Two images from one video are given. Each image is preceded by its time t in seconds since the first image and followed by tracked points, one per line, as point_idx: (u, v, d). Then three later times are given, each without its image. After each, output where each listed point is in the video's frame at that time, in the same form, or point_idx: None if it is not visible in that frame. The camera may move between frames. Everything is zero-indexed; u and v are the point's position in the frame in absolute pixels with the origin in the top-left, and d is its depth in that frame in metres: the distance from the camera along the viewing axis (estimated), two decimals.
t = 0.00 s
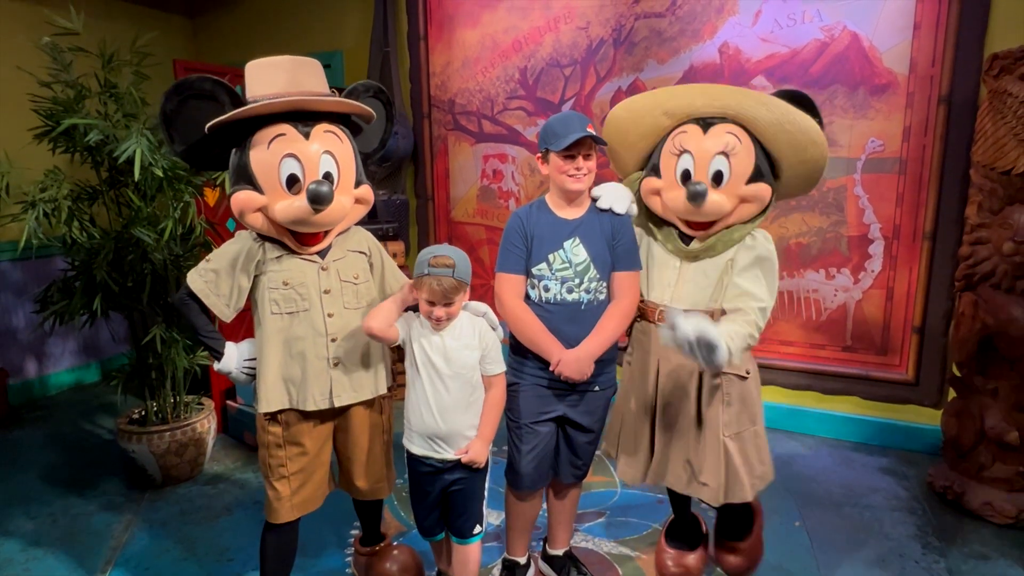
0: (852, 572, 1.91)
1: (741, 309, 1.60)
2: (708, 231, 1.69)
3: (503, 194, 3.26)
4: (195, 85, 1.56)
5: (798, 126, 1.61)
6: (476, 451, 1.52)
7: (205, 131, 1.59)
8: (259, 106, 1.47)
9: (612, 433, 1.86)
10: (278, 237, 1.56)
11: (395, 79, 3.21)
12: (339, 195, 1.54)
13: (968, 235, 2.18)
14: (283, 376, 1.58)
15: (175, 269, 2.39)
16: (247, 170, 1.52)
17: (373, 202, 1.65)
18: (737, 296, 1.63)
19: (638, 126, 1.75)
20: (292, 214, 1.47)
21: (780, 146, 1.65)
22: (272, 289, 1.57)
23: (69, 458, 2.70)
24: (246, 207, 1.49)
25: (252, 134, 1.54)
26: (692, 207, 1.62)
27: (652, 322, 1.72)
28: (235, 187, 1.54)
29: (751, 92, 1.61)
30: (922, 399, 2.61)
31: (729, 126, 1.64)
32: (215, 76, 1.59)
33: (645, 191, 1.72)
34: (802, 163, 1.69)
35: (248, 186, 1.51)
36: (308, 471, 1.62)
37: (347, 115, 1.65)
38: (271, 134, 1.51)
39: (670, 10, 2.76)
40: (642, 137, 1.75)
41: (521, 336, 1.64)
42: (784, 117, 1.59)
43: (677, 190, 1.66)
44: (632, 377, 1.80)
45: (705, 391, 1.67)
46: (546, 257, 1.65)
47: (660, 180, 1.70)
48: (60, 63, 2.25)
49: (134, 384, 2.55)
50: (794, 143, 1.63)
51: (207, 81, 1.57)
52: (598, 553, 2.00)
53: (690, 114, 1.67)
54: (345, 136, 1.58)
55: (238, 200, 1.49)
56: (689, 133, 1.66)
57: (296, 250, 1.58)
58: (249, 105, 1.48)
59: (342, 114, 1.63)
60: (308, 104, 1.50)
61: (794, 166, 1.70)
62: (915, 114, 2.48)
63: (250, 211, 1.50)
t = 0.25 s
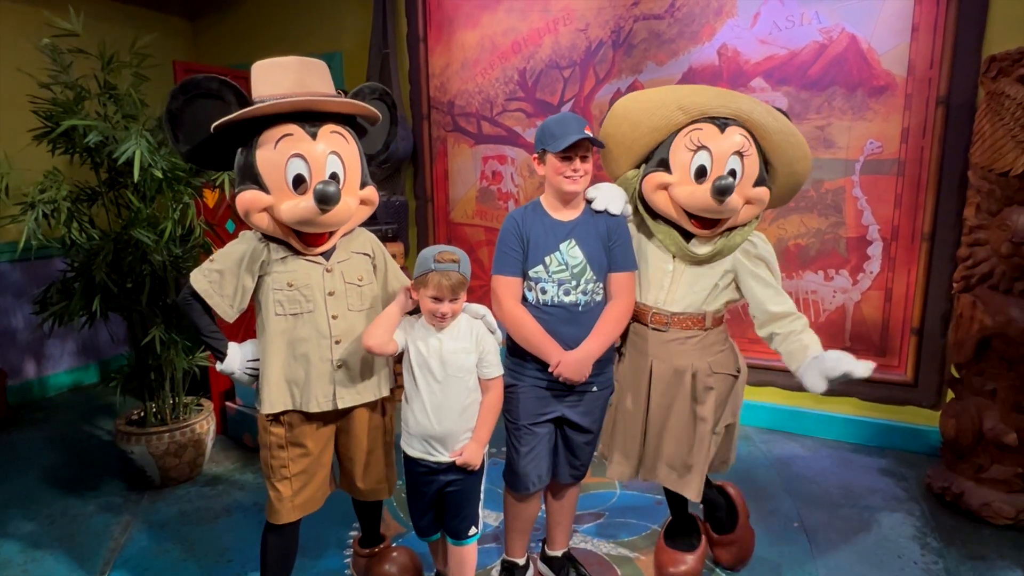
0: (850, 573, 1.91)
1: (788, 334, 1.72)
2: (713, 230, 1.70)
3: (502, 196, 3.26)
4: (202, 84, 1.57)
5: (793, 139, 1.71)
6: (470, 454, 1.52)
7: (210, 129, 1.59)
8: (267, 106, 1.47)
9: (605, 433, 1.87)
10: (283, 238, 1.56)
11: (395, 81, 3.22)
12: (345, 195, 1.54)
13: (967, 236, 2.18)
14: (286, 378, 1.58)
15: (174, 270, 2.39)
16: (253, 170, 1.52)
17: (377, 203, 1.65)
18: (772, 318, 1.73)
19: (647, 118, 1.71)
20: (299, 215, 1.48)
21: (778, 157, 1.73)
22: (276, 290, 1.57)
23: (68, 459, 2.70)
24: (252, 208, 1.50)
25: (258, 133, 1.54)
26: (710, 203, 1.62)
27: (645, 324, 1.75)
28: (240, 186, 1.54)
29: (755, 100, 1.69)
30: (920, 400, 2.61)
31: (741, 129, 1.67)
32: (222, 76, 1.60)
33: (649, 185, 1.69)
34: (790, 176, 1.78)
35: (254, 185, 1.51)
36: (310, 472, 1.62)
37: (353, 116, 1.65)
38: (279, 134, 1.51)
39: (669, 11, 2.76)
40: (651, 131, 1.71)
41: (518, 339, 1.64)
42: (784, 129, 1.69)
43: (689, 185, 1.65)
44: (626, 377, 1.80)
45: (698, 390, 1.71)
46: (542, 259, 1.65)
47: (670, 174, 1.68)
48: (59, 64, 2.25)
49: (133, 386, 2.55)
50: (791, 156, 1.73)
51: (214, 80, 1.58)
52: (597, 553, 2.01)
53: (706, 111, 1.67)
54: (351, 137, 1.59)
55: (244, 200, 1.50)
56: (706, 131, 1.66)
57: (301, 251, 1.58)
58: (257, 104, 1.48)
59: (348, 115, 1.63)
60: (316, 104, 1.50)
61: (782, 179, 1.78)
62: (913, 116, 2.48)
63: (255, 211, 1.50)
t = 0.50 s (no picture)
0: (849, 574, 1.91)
1: (804, 321, 1.72)
2: (713, 229, 1.70)
3: (502, 197, 3.27)
4: (205, 87, 1.58)
5: (788, 143, 1.73)
6: (469, 457, 1.52)
7: (213, 132, 1.60)
8: (269, 108, 1.48)
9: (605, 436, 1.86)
10: (285, 240, 1.57)
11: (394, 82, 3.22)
12: (347, 198, 1.55)
13: (965, 238, 2.18)
14: (288, 381, 1.59)
15: (173, 272, 2.39)
16: (255, 173, 1.53)
17: (380, 206, 1.66)
18: (785, 308, 1.74)
19: (650, 117, 1.71)
20: (301, 217, 1.48)
21: (775, 160, 1.74)
22: (279, 293, 1.57)
23: (67, 460, 2.70)
24: (254, 210, 1.50)
25: (260, 136, 1.54)
26: (712, 202, 1.63)
27: (647, 324, 1.75)
28: (243, 188, 1.55)
29: (754, 105, 1.71)
30: (919, 402, 2.62)
31: (739, 131, 1.68)
32: (225, 78, 1.59)
33: (650, 184, 1.69)
34: (783, 181, 1.79)
35: (256, 188, 1.52)
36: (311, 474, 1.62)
37: (356, 119, 1.66)
38: (281, 136, 1.52)
39: (669, 14, 2.77)
40: (652, 131, 1.70)
41: (514, 341, 1.64)
42: (780, 134, 1.71)
43: (689, 184, 1.65)
44: (626, 378, 1.80)
45: (701, 389, 1.72)
46: (538, 261, 1.65)
47: (671, 173, 1.68)
48: (60, 66, 2.26)
49: (132, 387, 2.55)
50: (787, 158, 1.74)
51: (217, 83, 1.57)
52: (596, 555, 2.01)
53: (707, 113, 1.68)
54: (354, 140, 1.59)
55: (246, 203, 1.50)
56: (708, 132, 1.67)
57: (304, 254, 1.58)
58: (259, 106, 1.48)
59: (351, 118, 1.64)
60: (318, 106, 1.51)
61: (777, 183, 1.79)
62: (911, 118, 2.49)
63: (258, 214, 1.51)
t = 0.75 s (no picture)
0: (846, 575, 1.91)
1: (807, 317, 1.72)
2: (714, 228, 1.70)
3: (501, 198, 3.27)
4: (201, 89, 1.58)
5: (784, 144, 1.74)
6: (469, 459, 1.52)
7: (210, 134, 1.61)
8: (261, 108, 1.48)
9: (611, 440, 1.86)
10: (279, 241, 1.57)
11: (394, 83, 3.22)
12: (340, 199, 1.55)
13: (962, 239, 2.19)
14: (286, 384, 1.59)
15: (172, 272, 2.39)
16: (249, 174, 1.53)
17: (377, 207, 1.66)
18: (787, 305, 1.73)
19: (650, 119, 1.71)
20: (293, 218, 1.48)
21: (774, 161, 1.75)
22: (275, 295, 1.58)
23: (65, 461, 2.70)
24: (248, 211, 1.50)
25: (254, 137, 1.55)
26: (713, 200, 1.63)
27: (651, 325, 1.75)
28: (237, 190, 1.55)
29: (752, 106, 1.71)
30: (917, 403, 2.62)
31: (738, 131, 1.69)
32: (222, 81, 1.61)
33: (651, 184, 1.70)
34: (781, 181, 1.79)
35: (250, 189, 1.52)
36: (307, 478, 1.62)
37: (353, 120, 1.66)
38: (274, 137, 1.52)
39: (667, 15, 2.78)
40: (652, 132, 1.71)
41: (513, 341, 1.64)
42: (778, 134, 1.72)
43: (690, 183, 1.66)
44: (630, 380, 1.81)
45: (707, 389, 1.72)
46: (537, 262, 1.65)
47: (673, 173, 1.68)
48: (59, 67, 2.26)
49: (131, 388, 2.55)
50: (784, 156, 1.75)
51: (214, 86, 1.59)
52: (595, 555, 2.01)
53: (706, 114, 1.68)
54: (349, 140, 1.59)
55: (239, 204, 1.50)
56: (707, 132, 1.67)
57: (298, 255, 1.58)
58: (252, 107, 1.49)
59: (348, 119, 1.64)
60: (309, 106, 1.51)
61: (775, 182, 1.79)
62: (909, 120, 2.50)
63: (251, 215, 1.51)
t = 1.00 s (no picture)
0: None
1: (811, 318, 1.72)
2: (716, 229, 1.71)
3: (500, 199, 3.28)
4: (196, 92, 1.58)
5: (785, 146, 1.75)
6: (468, 462, 1.52)
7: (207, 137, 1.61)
8: (256, 112, 1.48)
9: (614, 443, 1.86)
10: (277, 245, 1.57)
11: (393, 84, 3.23)
12: (338, 201, 1.55)
13: (960, 240, 2.19)
14: (285, 388, 1.59)
15: (171, 273, 2.39)
16: (246, 178, 1.53)
17: (375, 209, 1.66)
18: (791, 305, 1.74)
19: (650, 121, 1.72)
20: (290, 222, 1.48)
21: (774, 162, 1.75)
22: (274, 299, 1.58)
23: (64, 462, 2.70)
24: (245, 215, 1.50)
25: (251, 140, 1.55)
26: (715, 201, 1.63)
27: (654, 327, 1.75)
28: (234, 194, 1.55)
29: (751, 108, 1.72)
30: (915, 403, 2.62)
31: (739, 133, 1.69)
32: (215, 82, 1.60)
33: (653, 186, 1.70)
34: (781, 182, 1.80)
35: (247, 193, 1.52)
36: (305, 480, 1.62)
37: (350, 121, 1.66)
38: (270, 140, 1.52)
39: (666, 16, 2.78)
40: (653, 134, 1.71)
41: (513, 343, 1.65)
42: (777, 135, 1.73)
43: (692, 185, 1.66)
44: (632, 383, 1.81)
45: (711, 391, 1.72)
46: (536, 263, 1.66)
47: (674, 174, 1.69)
48: (59, 67, 2.26)
49: (130, 388, 2.55)
50: (784, 158, 1.75)
51: (208, 88, 1.59)
52: (594, 556, 2.01)
53: (706, 116, 1.69)
54: (345, 142, 1.59)
55: (237, 207, 1.50)
56: (708, 134, 1.68)
57: (297, 259, 1.58)
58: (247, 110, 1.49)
59: (345, 120, 1.64)
60: (305, 109, 1.51)
61: (775, 183, 1.79)
62: (908, 121, 2.50)
63: (248, 218, 1.51)
